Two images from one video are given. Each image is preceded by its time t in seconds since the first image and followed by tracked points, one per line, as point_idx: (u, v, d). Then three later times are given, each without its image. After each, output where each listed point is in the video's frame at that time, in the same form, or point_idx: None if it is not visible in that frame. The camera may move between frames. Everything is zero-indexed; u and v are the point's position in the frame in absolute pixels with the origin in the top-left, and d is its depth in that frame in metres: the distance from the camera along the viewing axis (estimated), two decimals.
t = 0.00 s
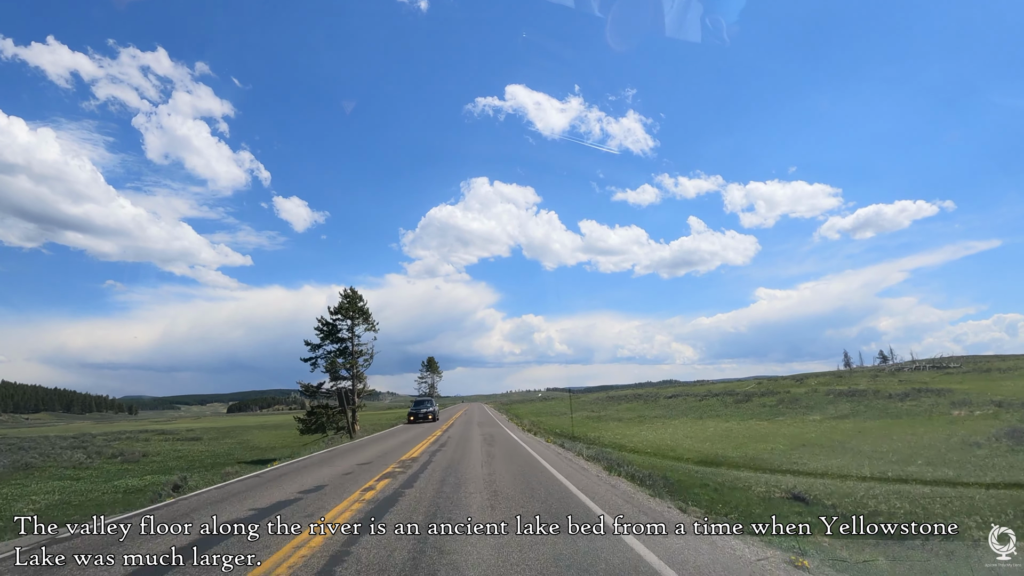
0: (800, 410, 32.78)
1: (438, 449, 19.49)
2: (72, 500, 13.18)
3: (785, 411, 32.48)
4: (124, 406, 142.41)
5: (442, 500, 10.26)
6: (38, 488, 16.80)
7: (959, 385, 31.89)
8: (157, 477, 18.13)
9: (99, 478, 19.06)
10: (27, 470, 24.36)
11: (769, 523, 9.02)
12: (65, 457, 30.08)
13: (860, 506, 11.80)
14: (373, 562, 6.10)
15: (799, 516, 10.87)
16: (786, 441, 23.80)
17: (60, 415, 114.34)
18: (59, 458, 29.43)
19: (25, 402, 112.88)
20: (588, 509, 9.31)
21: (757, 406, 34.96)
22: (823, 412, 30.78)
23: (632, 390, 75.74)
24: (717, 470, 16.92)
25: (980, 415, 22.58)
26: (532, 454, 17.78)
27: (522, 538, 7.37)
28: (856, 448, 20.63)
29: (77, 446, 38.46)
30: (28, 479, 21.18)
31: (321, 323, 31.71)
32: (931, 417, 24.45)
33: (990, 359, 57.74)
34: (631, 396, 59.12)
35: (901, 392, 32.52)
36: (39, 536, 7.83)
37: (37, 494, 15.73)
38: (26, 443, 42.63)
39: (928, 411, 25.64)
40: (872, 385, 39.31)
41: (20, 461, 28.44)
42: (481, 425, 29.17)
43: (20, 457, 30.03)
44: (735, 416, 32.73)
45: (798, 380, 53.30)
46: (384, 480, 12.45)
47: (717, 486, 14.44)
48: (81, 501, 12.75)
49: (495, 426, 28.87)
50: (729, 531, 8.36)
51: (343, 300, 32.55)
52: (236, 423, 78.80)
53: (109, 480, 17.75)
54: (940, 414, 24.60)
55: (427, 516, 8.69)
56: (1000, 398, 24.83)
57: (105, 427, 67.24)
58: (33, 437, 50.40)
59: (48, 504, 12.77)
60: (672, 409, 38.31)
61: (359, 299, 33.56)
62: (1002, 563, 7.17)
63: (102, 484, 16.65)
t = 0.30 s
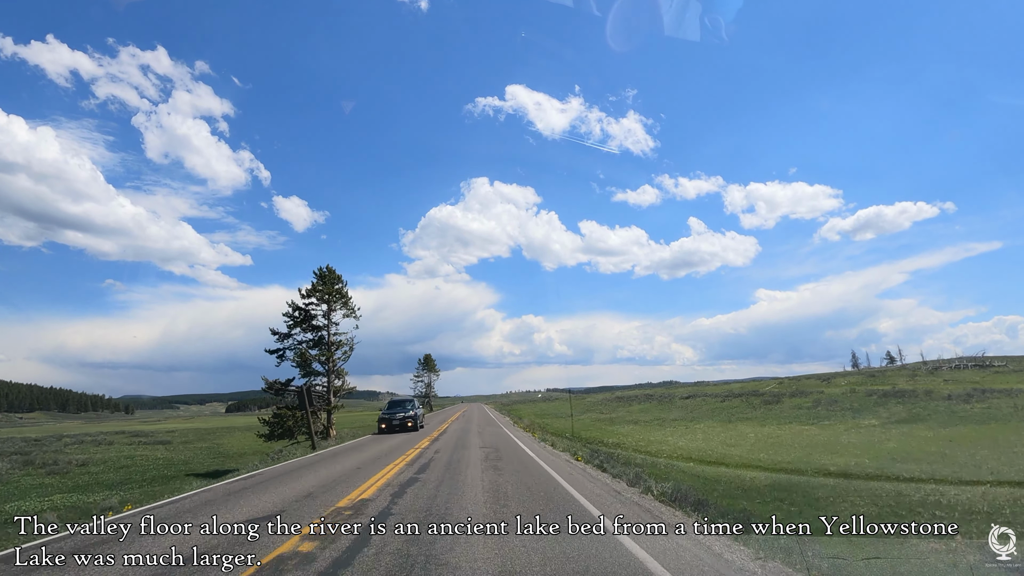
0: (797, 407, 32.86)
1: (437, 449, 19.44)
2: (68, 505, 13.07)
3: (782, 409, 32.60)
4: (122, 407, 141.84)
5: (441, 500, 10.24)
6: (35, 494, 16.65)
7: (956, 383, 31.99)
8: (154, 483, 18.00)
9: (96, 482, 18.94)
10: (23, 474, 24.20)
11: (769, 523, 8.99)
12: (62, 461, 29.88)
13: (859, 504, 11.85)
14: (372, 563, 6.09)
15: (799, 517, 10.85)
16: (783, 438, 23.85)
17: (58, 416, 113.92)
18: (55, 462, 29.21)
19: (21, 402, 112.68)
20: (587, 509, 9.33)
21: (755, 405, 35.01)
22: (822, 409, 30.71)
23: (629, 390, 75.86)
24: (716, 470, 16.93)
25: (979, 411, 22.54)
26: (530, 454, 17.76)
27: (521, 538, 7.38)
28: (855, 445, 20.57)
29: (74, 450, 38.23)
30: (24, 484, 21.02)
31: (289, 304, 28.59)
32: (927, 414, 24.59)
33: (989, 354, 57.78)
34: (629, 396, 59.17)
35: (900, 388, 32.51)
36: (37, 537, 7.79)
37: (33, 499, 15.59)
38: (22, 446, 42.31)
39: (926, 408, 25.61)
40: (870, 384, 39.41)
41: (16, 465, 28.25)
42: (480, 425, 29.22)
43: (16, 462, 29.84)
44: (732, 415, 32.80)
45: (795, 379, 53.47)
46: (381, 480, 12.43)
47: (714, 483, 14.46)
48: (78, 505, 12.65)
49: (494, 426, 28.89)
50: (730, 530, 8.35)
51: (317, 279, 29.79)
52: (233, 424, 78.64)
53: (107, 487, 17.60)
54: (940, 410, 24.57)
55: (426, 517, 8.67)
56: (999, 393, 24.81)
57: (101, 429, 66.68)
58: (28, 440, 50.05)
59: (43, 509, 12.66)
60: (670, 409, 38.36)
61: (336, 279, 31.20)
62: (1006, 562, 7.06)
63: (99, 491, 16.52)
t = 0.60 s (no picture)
0: (798, 410, 32.90)
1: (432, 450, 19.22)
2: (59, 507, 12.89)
3: (784, 412, 32.62)
4: (120, 407, 141.58)
5: (435, 505, 10.15)
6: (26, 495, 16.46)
7: (957, 386, 31.99)
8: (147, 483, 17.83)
9: (90, 484, 18.75)
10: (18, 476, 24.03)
11: (768, 538, 8.79)
12: (58, 463, 29.66)
13: (859, 509, 11.85)
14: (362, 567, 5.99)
15: (800, 522, 10.66)
16: (783, 441, 23.88)
17: (56, 417, 113.63)
18: (50, 465, 28.99)
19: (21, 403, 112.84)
20: (587, 517, 9.15)
21: (756, 408, 35.03)
22: (823, 412, 30.56)
23: (630, 392, 75.87)
24: (717, 471, 16.97)
25: (981, 416, 22.41)
26: (528, 456, 17.59)
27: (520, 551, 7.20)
28: (856, 448, 20.41)
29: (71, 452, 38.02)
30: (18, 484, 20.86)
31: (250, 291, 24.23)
32: (928, 418, 24.59)
33: (991, 357, 57.70)
34: (630, 398, 59.24)
35: (900, 391, 32.41)
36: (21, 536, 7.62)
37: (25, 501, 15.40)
38: (18, 449, 42.05)
39: (928, 412, 25.46)
40: (871, 387, 39.40)
41: (15, 466, 28.18)
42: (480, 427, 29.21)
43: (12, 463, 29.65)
44: (733, 417, 32.84)
45: (795, 382, 53.47)
46: (376, 481, 12.27)
47: (714, 484, 14.45)
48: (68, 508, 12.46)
49: (494, 428, 28.90)
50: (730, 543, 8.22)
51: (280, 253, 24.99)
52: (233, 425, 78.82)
53: (100, 488, 17.44)
54: (942, 415, 24.39)
55: (418, 524, 8.54)
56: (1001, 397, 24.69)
57: (100, 430, 66.58)
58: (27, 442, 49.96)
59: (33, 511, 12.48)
60: (671, 412, 38.39)
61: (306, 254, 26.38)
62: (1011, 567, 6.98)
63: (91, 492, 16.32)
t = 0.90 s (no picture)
0: (796, 410, 33.02)
1: (429, 450, 19.19)
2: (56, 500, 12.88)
3: (782, 412, 32.76)
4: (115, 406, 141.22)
5: (434, 505, 10.16)
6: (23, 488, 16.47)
7: (955, 387, 32.12)
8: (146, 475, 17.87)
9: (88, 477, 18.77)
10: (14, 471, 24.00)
11: (768, 538, 8.85)
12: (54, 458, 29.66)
13: (858, 506, 11.91)
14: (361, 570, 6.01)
15: (800, 522, 10.73)
16: (783, 441, 23.96)
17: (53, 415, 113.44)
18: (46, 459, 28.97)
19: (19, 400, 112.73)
20: (586, 518, 9.17)
21: (755, 408, 35.14)
22: (819, 412, 30.70)
23: (628, 392, 76.04)
24: (717, 472, 17.02)
25: (976, 418, 22.57)
26: (525, 457, 17.59)
27: (520, 552, 7.21)
28: (853, 449, 20.50)
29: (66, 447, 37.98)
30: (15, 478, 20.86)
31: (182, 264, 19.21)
32: (926, 418, 24.72)
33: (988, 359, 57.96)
34: (629, 398, 59.35)
35: (896, 392, 32.58)
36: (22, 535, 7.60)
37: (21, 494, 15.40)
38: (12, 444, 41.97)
39: (924, 412, 25.62)
40: (869, 387, 39.56)
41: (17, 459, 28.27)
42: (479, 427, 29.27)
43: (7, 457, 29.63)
44: (732, 417, 32.95)
45: (793, 383, 53.64)
46: (372, 481, 12.26)
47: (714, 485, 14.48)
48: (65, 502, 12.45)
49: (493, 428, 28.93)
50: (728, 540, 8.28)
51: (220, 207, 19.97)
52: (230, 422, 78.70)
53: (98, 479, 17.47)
54: (939, 415, 24.53)
55: (417, 524, 8.55)
56: (996, 397, 24.89)
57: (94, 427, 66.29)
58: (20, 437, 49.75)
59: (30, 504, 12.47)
60: (670, 412, 38.52)
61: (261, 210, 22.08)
62: (1011, 568, 7.05)
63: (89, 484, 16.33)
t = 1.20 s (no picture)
0: (794, 412, 33.22)
1: (428, 450, 19.16)
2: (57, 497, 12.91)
3: (780, 415, 32.93)
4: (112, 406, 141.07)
5: (433, 504, 10.15)
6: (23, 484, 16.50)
7: (952, 391, 32.32)
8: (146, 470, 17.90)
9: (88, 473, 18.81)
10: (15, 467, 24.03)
11: (768, 537, 8.86)
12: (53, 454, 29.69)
13: (859, 512, 11.92)
14: (363, 569, 5.99)
15: (800, 523, 10.77)
16: (782, 443, 24.08)
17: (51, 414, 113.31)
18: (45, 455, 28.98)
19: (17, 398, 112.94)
20: (586, 519, 9.17)
21: (754, 411, 35.30)
22: (819, 416, 30.76)
23: (626, 396, 76.34)
24: (716, 474, 17.12)
25: (976, 423, 22.61)
26: (524, 458, 17.59)
27: (520, 552, 7.21)
28: (854, 452, 20.53)
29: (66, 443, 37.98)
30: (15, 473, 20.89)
31: None
32: (924, 423, 24.85)
33: (985, 365, 58.30)
34: (628, 401, 59.56)
35: (895, 397, 32.65)
36: (25, 534, 7.61)
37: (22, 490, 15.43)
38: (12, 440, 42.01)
39: (923, 418, 25.66)
40: (867, 391, 39.77)
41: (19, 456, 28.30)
42: (478, 428, 29.37)
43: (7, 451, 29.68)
44: (731, 420, 33.10)
45: (792, 386, 53.87)
46: (370, 480, 12.25)
47: (714, 488, 14.51)
48: (67, 498, 12.49)
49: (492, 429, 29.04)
50: (730, 543, 8.27)
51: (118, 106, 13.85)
52: (229, 421, 78.89)
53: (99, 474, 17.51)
54: (938, 421, 24.60)
55: (417, 524, 8.56)
56: (995, 403, 24.96)
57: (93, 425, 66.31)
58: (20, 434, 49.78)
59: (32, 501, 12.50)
60: (669, 415, 38.67)
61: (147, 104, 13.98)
62: (1012, 570, 7.08)
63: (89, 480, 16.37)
